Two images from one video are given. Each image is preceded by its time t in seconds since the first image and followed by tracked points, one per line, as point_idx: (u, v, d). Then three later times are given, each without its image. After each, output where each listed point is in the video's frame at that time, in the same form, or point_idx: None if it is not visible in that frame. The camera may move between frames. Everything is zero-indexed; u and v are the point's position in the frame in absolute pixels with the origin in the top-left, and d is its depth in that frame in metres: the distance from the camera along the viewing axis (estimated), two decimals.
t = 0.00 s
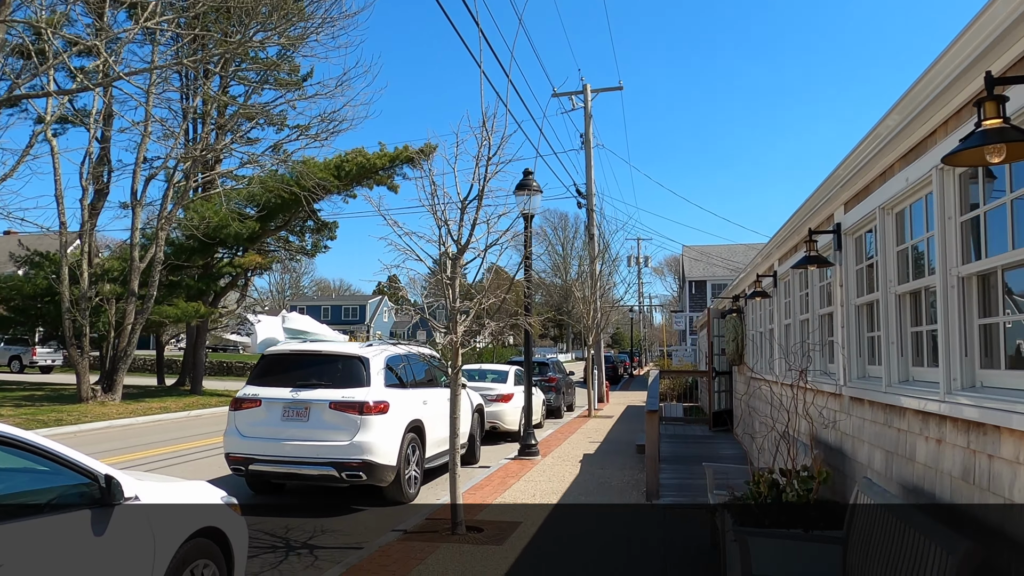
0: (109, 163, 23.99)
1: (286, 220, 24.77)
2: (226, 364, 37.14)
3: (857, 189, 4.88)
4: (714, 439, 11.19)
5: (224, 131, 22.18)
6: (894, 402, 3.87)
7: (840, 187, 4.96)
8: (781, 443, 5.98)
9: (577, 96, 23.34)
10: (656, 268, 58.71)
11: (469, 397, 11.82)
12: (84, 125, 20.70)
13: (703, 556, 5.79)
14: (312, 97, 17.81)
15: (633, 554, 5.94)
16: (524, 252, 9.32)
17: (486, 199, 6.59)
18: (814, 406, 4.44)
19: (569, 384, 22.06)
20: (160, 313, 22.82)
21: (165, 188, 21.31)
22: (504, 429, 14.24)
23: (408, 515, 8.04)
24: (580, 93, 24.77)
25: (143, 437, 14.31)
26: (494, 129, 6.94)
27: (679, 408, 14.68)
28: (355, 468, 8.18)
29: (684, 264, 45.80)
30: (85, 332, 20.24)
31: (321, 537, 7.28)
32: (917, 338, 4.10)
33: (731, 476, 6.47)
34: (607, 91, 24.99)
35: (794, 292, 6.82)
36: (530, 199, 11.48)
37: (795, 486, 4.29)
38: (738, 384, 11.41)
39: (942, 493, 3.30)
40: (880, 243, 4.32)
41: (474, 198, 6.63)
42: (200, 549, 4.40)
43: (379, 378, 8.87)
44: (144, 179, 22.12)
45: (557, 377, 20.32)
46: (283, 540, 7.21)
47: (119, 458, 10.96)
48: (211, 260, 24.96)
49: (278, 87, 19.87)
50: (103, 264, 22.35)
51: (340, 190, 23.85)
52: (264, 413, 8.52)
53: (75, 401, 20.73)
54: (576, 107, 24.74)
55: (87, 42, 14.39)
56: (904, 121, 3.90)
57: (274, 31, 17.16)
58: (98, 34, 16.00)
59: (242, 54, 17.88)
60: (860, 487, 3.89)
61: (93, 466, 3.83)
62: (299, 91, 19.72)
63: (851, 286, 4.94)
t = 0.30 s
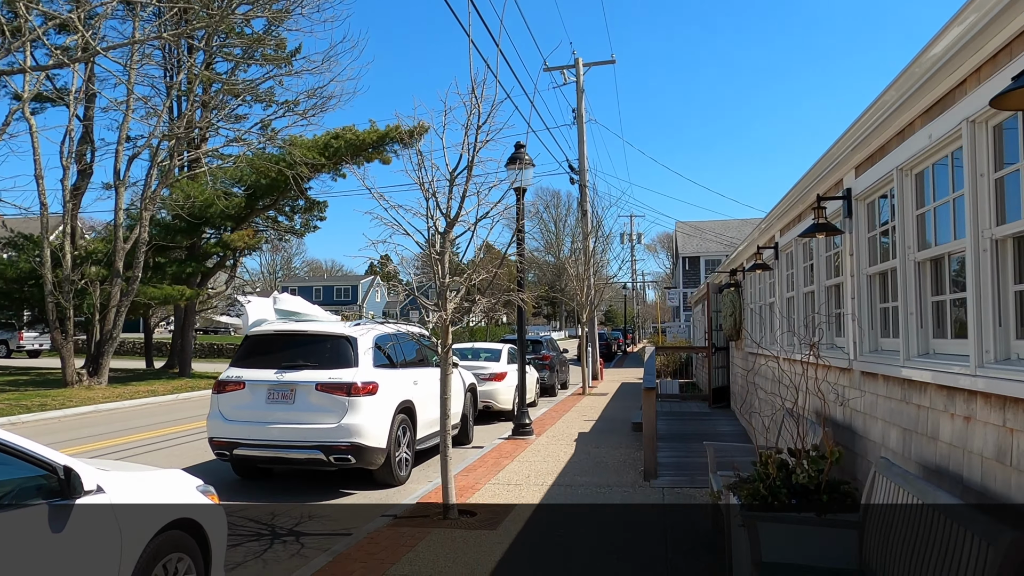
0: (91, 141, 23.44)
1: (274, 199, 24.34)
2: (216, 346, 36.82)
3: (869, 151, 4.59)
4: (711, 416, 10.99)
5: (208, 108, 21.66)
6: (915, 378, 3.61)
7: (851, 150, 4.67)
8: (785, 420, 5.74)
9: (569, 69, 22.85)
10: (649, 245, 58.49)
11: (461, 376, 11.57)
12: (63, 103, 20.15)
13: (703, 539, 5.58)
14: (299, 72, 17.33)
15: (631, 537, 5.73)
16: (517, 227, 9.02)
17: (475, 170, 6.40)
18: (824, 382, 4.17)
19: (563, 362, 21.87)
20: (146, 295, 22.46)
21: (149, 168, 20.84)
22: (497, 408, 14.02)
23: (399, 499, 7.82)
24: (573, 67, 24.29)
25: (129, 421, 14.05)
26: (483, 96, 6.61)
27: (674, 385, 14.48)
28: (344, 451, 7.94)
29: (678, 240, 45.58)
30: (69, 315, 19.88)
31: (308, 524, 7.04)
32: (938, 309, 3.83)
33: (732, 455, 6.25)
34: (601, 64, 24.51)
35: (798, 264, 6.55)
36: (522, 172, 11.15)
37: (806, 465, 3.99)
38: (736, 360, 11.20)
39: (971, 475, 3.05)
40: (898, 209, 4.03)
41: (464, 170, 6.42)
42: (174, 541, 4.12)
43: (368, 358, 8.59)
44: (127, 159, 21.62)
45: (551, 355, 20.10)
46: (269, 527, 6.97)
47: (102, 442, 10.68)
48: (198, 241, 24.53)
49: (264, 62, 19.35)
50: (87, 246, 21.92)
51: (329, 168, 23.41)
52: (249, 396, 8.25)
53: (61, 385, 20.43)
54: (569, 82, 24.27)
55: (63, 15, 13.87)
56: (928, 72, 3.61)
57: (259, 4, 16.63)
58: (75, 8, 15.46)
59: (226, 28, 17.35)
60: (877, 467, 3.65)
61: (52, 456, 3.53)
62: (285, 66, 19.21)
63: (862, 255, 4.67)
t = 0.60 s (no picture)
0: (68, 119, 22.86)
1: (257, 178, 23.91)
2: (202, 327, 36.47)
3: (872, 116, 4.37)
4: (702, 393, 10.85)
5: (188, 84, 21.13)
6: (922, 353, 3.43)
7: (854, 115, 4.45)
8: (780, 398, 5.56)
9: (557, 43, 22.43)
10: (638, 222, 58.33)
11: (449, 356, 11.36)
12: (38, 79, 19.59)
13: (696, 521, 5.43)
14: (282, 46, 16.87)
15: (623, 520, 5.57)
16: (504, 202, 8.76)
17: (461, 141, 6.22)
18: (825, 358, 3.98)
19: (553, 340, 21.72)
20: (127, 277, 22.07)
21: (127, 146, 20.35)
22: (487, 387, 13.84)
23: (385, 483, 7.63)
24: (562, 41, 23.87)
25: (110, 405, 13.76)
26: (467, 62, 6.33)
27: (665, 362, 14.35)
28: (328, 435, 7.73)
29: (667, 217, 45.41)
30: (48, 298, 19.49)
31: (291, 510, 6.85)
32: (948, 281, 3.64)
33: (726, 434, 6.08)
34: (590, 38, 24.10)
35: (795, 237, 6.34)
36: (509, 146, 10.86)
37: (807, 445, 3.80)
38: (727, 337, 11.05)
39: (985, 456, 2.88)
40: (905, 175, 3.82)
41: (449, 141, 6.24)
42: (140, 534, 3.96)
43: (352, 338, 8.36)
44: (105, 137, 21.10)
45: (541, 333, 19.93)
46: (251, 514, 6.77)
47: (80, 427, 10.42)
48: (179, 220, 24.06)
49: (245, 36, 18.84)
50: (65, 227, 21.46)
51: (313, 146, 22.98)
52: (229, 378, 8.01)
53: (41, 369, 20.10)
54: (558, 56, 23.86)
55: None
56: (940, 28, 3.38)
57: None
58: None
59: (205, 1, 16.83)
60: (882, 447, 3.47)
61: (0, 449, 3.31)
62: (267, 40, 18.71)
63: (863, 226, 4.47)
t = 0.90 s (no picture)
0: (52, 98, 22.40)
1: (246, 158, 23.52)
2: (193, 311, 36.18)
3: (881, 79, 4.10)
4: (698, 375, 10.65)
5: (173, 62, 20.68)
6: (937, 331, 3.19)
7: (862, 79, 4.19)
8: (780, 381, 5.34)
9: (551, 20, 22.00)
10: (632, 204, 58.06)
11: (440, 338, 11.12)
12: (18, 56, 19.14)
13: (692, 508, 5.23)
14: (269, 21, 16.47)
15: (617, 507, 5.37)
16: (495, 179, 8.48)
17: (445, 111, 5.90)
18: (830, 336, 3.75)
19: (546, 322, 21.49)
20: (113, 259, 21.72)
21: (111, 126, 19.96)
22: (479, 369, 13.63)
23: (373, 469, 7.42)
24: (556, 17, 23.43)
25: (96, 389, 13.53)
26: (453, 29, 6.03)
27: (660, 343, 14.15)
28: (314, 420, 7.50)
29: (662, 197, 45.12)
30: (32, 281, 19.20)
31: (275, 499, 6.63)
32: (964, 254, 3.40)
33: (723, 417, 5.87)
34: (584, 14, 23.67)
35: (795, 212, 6.09)
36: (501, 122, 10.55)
37: (811, 430, 3.57)
38: (723, 318, 10.83)
39: (1008, 442, 2.66)
40: (919, 141, 3.57)
41: (434, 112, 5.92)
42: (102, 530, 3.93)
43: (338, 320, 8.10)
44: (88, 116, 20.67)
45: (535, 315, 19.70)
46: (233, 503, 6.56)
47: (62, 413, 10.17)
48: (167, 201, 23.66)
49: (230, 12, 18.39)
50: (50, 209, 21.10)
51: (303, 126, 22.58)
52: (210, 362, 7.77)
53: (26, 353, 19.85)
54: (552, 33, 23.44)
55: None
56: None
57: None
58: None
59: None
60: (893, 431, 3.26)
61: None
62: (254, 16, 18.26)
63: (870, 197, 4.22)
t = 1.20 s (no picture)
0: (41, 79, 21.95)
1: (240, 140, 23.14)
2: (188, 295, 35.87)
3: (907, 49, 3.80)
4: (700, 363, 10.39)
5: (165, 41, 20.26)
6: (974, 323, 2.92)
7: (887, 49, 3.88)
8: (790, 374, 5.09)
9: None
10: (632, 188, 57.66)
11: (435, 324, 10.85)
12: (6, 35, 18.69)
13: (698, 506, 4.98)
14: None
15: (618, 504, 5.12)
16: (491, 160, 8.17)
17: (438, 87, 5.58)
18: (848, 325, 3.48)
19: (545, 307, 21.24)
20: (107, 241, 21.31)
21: (103, 107, 19.56)
22: (476, 356, 13.38)
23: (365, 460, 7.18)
24: None
25: (84, 376, 13.24)
26: None
27: (660, 329, 13.90)
28: (304, 409, 7.24)
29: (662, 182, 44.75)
30: (24, 265, 18.88)
31: (262, 490, 6.38)
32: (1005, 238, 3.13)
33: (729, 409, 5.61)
34: None
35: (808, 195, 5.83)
36: (498, 102, 10.23)
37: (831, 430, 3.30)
38: (726, 304, 10.56)
39: None
40: (955, 114, 3.27)
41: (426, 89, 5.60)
42: (70, 530, 3.67)
43: (329, 306, 7.82)
44: (79, 97, 20.24)
45: (533, 300, 19.43)
46: (219, 495, 6.30)
47: (46, 401, 9.90)
48: (161, 184, 23.28)
49: None
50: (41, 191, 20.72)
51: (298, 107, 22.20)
52: (197, 349, 7.50)
53: (19, 338, 19.55)
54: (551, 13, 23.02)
55: None
56: None
57: None
58: None
59: None
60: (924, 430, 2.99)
61: None
62: None
63: (894, 178, 3.93)
